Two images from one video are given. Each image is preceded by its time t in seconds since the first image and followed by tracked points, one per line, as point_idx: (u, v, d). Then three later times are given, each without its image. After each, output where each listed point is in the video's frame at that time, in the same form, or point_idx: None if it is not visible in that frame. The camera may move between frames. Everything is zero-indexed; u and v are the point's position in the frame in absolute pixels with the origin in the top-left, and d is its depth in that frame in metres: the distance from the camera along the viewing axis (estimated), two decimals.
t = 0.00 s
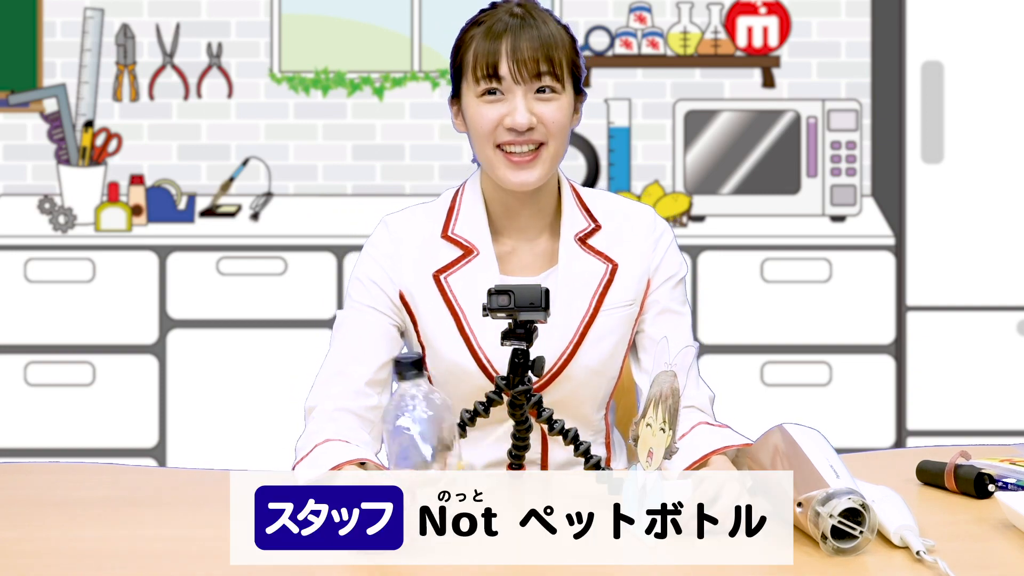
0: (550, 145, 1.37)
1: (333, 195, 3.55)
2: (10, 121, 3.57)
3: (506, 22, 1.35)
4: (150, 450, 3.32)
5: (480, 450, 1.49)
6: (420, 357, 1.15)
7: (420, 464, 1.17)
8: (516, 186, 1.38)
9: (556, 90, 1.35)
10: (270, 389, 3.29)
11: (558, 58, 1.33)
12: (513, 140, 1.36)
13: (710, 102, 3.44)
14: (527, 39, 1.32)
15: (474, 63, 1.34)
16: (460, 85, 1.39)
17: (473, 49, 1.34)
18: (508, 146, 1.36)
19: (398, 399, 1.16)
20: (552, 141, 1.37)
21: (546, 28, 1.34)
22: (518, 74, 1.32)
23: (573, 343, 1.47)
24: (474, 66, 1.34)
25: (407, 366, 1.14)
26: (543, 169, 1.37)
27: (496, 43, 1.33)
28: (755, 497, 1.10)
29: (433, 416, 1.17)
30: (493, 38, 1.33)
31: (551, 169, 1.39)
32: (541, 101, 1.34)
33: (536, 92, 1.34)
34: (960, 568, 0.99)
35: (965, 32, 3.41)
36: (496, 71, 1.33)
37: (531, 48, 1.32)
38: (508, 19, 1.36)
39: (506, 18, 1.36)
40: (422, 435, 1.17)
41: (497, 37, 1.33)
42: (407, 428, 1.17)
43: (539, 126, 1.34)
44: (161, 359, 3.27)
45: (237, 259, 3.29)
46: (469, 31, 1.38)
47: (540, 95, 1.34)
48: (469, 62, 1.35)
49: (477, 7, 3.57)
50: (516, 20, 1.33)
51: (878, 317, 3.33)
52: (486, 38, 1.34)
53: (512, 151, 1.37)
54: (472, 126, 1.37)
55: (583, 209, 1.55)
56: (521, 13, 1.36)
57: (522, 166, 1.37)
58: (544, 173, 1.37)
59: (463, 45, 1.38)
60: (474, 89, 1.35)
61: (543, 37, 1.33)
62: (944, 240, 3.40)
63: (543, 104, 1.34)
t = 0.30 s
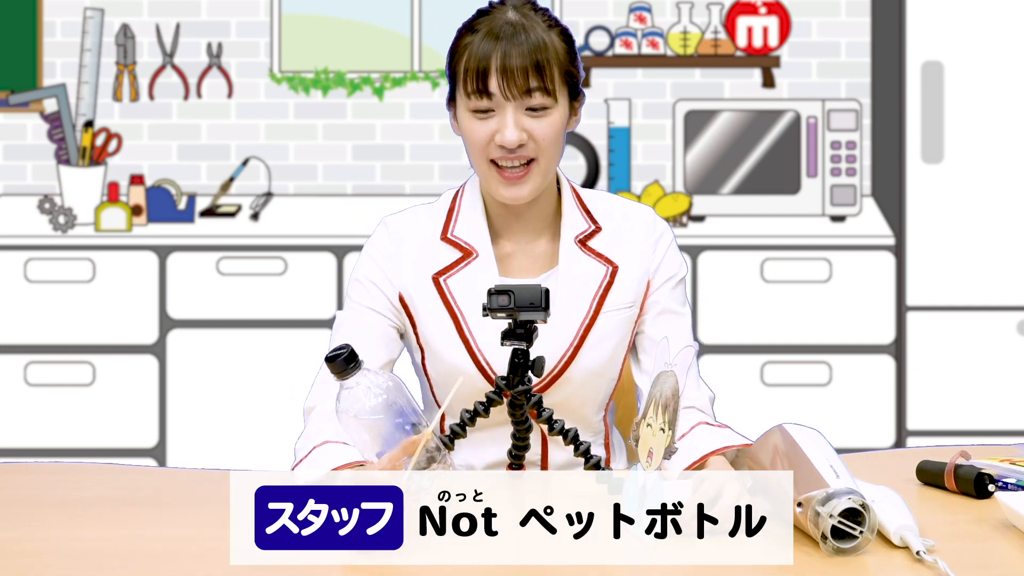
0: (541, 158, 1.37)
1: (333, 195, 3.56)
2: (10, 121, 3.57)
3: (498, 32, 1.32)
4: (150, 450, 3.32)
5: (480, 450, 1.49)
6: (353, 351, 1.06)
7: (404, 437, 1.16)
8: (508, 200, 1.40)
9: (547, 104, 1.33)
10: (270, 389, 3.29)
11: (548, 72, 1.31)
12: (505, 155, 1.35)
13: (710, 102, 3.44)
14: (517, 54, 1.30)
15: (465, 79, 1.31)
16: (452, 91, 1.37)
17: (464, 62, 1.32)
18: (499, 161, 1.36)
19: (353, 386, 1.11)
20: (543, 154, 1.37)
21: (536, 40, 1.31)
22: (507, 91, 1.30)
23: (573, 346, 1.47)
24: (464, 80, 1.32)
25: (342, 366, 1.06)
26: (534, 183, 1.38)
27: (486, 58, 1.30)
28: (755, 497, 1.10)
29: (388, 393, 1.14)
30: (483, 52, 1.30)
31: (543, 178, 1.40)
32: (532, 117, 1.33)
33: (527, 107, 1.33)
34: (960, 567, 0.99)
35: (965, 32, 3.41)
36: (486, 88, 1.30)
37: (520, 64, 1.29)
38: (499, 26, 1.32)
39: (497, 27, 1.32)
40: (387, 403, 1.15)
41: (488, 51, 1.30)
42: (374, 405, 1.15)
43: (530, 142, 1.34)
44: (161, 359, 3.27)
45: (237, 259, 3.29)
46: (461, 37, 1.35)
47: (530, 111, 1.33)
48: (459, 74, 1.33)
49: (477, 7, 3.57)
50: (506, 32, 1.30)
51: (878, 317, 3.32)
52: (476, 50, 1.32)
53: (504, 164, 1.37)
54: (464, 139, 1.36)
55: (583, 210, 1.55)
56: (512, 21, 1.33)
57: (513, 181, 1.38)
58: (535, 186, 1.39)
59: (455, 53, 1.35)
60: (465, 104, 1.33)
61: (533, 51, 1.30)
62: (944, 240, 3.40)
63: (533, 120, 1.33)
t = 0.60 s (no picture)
0: (537, 160, 1.37)
1: (333, 195, 3.56)
2: (10, 121, 3.57)
3: (492, 33, 1.31)
4: (150, 450, 3.32)
5: (480, 449, 1.49)
6: (370, 342, 1.07)
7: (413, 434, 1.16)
8: (506, 202, 1.40)
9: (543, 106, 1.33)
10: (270, 389, 3.29)
11: (543, 74, 1.31)
12: (502, 159, 1.36)
13: (710, 102, 3.44)
14: (512, 56, 1.29)
15: (459, 82, 1.31)
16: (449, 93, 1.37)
17: (459, 64, 1.32)
18: (496, 165, 1.36)
19: (363, 383, 1.11)
20: (539, 156, 1.37)
21: (531, 41, 1.31)
22: (502, 94, 1.30)
23: (574, 346, 1.47)
24: (459, 83, 1.31)
25: (358, 358, 1.06)
26: (531, 186, 1.39)
27: (480, 61, 1.30)
28: (755, 497, 1.10)
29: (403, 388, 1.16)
30: (477, 54, 1.30)
31: (540, 180, 1.40)
32: (527, 120, 1.33)
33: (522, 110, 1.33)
34: (960, 567, 0.99)
35: (965, 32, 3.41)
36: (480, 91, 1.30)
37: (514, 67, 1.29)
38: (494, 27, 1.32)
39: (492, 29, 1.32)
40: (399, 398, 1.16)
41: (482, 54, 1.30)
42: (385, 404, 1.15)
43: (526, 145, 1.34)
44: (161, 359, 3.27)
45: (237, 259, 3.29)
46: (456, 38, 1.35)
47: (525, 113, 1.33)
48: (455, 78, 1.33)
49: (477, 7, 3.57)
50: (500, 34, 1.30)
51: (878, 317, 3.33)
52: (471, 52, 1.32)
53: (501, 168, 1.38)
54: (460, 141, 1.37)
55: (583, 208, 1.55)
56: (507, 22, 1.32)
57: (510, 184, 1.38)
58: (533, 188, 1.39)
59: (451, 55, 1.35)
60: (460, 107, 1.33)
61: (528, 53, 1.30)
62: (944, 240, 3.40)
63: (528, 123, 1.33)
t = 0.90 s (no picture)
0: (537, 162, 1.37)
1: (333, 195, 3.56)
2: (10, 121, 3.57)
3: (493, 32, 1.31)
4: (150, 450, 3.32)
5: (480, 450, 1.49)
6: (378, 337, 1.08)
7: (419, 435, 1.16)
8: (506, 204, 1.40)
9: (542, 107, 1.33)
10: (270, 388, 3.29)
11: (543, 76, 1.31)
12: (502, 161, 1.36)
13: (710, 102, 3.44)
14: (512, 56, 1.29)
15: (459, 83, 1.31)
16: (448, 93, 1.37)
17: (458, 65, 1.32)
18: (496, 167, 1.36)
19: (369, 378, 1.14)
20: (538, 158, 1.37)
21: (530, 42, 1.31)
22: (502, 96, 1.30)
23: (574, 347, 1.47)
24: (459, 84, 1.31)
25: (366, 353, 1.06)
26: (531, 187, 1.39)
27: (480, 62, 1.30)
28: (755, 497, 1.10)
29: (410, 386, 1.18)
30: (477, 55, 1.30)
31: (540, 182, 1.40)
32: (527, 121, 1.33)
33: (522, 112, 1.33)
34: (960, 567, 0.99)
35: (965, 32, 3.41)
36: (480, 93, 1.30)
37: (514, 67, 1.29)
38: (494, 26, 1.32)
39: (491, 30, 1.32)
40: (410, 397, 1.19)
41: (482, 54, 1.30)
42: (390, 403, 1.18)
43: (526, 147, 1.34)
44: (161, 359, 3.27)
45: (237, 259, 3.29)
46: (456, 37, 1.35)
47: (525, 114, 1.33)
48: (454, 78, 1.33)
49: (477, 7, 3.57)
50: (500, 35, 1.30)
51: (878, 317, 3.33)
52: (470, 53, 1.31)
53: (501, 169, 1.38)
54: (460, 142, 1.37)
55: (582, 208, 1.55)
56: (507, 22, 1.32)
57: (509, 185, 1.38)
58: (532, 190, 1.39)
59: (450, 55, 1.35)
60: (460, 108, 1.33)
61: (528, 53, 1.30)
62: (944, 240, 3.40)
63: (528, 124, 1.33)
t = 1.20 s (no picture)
0: (538, 163, 1.37)
1: (333, 195, 3.56)
2: (10, 121, 3.57)
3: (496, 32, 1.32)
4: (150, 450, 3.32)
5: (480, 450, 1.49)
6: (380, 337, 1.08)
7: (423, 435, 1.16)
8: (507, 205, 1.40)
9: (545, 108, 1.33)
10: (270, 388, 3.29)
11: (545, 76, 1.31)
12: (503, 161, 1.35)
13: (710, 102, 3.44)
14: (515, 57, 1.30)
15: (462, 83, 1.31)
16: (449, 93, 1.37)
17: (460, 65, 1.32)
18: (497, 167, 1.36)
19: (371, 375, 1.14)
20: (540, 159, 1.37)
21: (533, 42, 1.31)
22: (504, 96, 1.30)
23: (574, 348, 1.48)
24: (461, 84, 1.31)
25: (367, 352, 1.07)
26: (532, 189, 1.38)
27: (483, 62, 1.30)
28: (755, 497, 1.11)
29: (413, 386, 1.17)
30: (479, 55, 1.30)
31: (541, 184, 1.40)
32: (529, 122, 1.33)
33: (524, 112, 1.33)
34: (960, 567, 0.99)
35: (965, 32, 3.41)
36: (482, 93, 1.30)
37: (517, 68, 1.29)
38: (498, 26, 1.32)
39: (494, 30, 1.32)
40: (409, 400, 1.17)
41: (485, 54, 1.30)
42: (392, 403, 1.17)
43: (528, 148, 1.34)
44: (161, 359, 3.27)
45: (237, 259, 3.29)
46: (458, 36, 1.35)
47: (527, 115, 1.33)
48: (456, 78, 1.33)
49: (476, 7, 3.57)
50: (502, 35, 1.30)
51: (878, 317, 3.32)
52: (473, 53, 1.31)
53: (502, 170, 1.37)
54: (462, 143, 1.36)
55: (582, 208, 1.55)
56: (509, 23, 1.33)
57: (511, 187, 1.38)
58: (533, 191, 1.39)
59: (451, 55, 1.35)
60: (461, 108, 1.33)
61: (531, 54, 1.30)
62: (944, 240, 3.40)
63: (530, 125, 1.33)
